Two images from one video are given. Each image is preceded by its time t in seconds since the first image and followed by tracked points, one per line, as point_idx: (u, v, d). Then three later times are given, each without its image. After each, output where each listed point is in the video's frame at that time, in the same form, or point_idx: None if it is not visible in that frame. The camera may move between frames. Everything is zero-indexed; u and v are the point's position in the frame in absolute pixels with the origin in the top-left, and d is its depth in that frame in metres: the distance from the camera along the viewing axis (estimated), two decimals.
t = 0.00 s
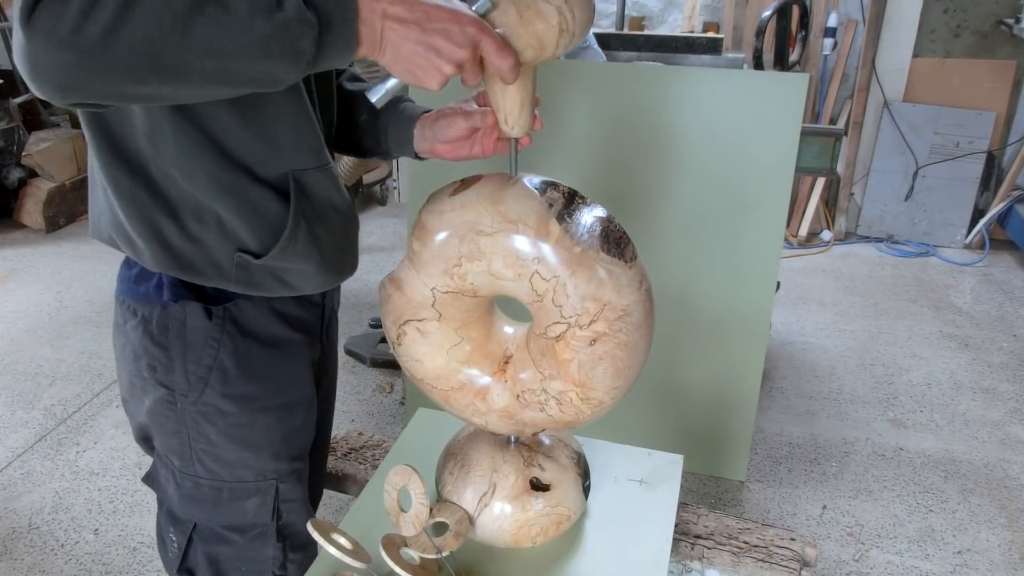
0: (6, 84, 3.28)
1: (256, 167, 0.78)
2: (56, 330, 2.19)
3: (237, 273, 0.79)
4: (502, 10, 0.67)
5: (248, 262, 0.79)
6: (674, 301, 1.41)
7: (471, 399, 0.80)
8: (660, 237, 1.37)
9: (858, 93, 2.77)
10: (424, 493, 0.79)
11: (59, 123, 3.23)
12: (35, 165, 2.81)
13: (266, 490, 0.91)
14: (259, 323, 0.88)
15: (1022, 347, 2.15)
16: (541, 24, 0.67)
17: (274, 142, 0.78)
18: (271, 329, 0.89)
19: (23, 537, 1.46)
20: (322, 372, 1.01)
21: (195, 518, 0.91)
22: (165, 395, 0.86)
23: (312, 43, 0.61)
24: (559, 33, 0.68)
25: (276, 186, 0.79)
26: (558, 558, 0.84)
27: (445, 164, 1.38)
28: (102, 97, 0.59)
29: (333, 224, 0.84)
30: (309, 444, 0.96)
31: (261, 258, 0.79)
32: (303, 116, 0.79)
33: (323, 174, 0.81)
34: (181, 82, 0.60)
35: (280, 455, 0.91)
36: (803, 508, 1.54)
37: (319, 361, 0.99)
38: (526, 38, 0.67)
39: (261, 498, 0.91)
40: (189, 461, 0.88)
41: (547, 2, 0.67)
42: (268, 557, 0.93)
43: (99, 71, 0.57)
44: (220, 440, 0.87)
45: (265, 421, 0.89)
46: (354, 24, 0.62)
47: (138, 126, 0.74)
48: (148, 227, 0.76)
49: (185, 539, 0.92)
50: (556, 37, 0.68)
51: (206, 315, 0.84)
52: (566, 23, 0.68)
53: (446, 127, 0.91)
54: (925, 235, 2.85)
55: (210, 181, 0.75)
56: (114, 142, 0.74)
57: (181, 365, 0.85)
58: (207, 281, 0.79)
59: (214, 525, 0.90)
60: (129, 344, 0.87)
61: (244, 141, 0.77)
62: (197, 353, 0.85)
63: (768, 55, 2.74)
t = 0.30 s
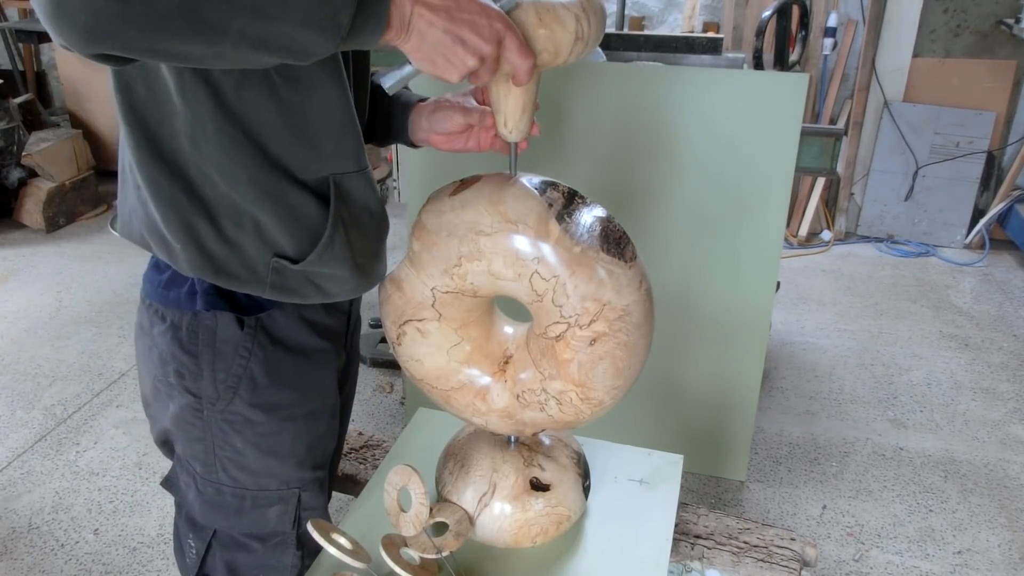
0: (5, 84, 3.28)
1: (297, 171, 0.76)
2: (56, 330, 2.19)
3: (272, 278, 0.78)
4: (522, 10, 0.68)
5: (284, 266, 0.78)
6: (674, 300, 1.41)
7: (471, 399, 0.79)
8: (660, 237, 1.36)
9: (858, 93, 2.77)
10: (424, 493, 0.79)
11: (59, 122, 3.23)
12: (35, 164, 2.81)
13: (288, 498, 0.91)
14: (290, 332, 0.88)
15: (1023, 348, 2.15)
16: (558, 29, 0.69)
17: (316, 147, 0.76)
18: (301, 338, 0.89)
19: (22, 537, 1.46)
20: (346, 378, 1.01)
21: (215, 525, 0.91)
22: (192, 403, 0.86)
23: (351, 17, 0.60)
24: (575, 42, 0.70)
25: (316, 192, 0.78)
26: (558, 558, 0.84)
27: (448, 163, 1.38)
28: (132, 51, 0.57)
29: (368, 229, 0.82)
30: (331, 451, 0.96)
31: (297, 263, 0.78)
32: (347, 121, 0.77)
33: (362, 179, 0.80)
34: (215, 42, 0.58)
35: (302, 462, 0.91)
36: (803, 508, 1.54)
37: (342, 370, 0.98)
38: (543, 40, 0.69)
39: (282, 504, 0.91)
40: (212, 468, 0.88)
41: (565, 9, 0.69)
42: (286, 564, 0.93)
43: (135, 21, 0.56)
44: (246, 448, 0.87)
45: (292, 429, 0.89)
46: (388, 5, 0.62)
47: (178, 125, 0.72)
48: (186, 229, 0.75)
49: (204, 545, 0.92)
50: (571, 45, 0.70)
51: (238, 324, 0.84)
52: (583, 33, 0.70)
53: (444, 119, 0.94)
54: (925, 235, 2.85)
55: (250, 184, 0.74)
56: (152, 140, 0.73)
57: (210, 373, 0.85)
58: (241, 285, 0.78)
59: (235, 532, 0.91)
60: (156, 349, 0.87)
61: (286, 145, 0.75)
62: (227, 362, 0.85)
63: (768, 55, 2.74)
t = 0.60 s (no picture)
0: (6, 84, 3.28)
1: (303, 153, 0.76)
2: (56, 329, 2.19)
3: (280, 260, 0.79)
4: (518, 11, 0.68)
5: (291, 248, 0.78)
6: (674, 300, 1.41)
7: (471, 399, 0.79)
8: (660, 237, 1.37)
9: (858, 93, 2.77)
10: (424, 493, 0.79)
11: (59, 122, 3.23)
12: (35, 164, 2.81)
13: (295, 485, 0.91)
14: (296, 316, 0.88)
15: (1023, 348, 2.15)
16: (554, 27, 0.69)
17: (321, 128, 0.76)
18: (308, 322, 0.89)
19: (22, 537, 1.46)
20: (350, 365, 1.01)
21: (220, 512, 0.91)
22: (198, 387, 0.86)
23: (348, 23, 0.60)
24: (571, 39, 0.70)
25: (322, 172, 0.78)
26: (558, 558, 0.84)
27: (448, 157, 1.37)
28: (128, 55, 0.57)
29: (373, 211, 0.82)
30: (337, 442, 0.96)
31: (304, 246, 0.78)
32: (352, 101, 0.77)
33: (367, 158, 0.80)
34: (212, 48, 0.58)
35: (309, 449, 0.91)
36: (803, 508, 1.54)
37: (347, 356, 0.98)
38: (539, 40, 0.69)
39: (287, 490, 0.91)
40: (218, 455, 0.88)
41: (561, 7, 0.69)
42: (290, 552, 0.93)
43: (133, 27, 0.55)
44: (252, 433, 0.87)
45: (300, 415, 0.89)
46: (387, 7, 0.62)
47: (182, 106, 0.72)
48: (192, 212, 0.74)
49: (208, 533, 0.92)
50: (567, 43, 0.70)
51: (245, 308, 0.84)
52: (579, 30, 0.70)
53: (440, 114, 0.94)
54: (925, 235, 2.85)
55: (257, 165, 0.74)
56: (156, 122, 0.72)
57: (217, 358, 0.84)
58: (248, 268, 0.78)
59: (241, 520, 0.90)
60: (159, 334, 0.87)
61: (292, 126, 0.75)
62: (234, 346, 0.85)
63: (768, 55, 2.74)
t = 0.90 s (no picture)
0: (6, 84, 3.28)
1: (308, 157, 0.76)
2: (56, 329, 2.19)
3: (283, 265, 0.78)
4: (523, 18, 0.68)
5: (294, 253, 0.78)
6: (674, 300, 1.41)
7: (471, 399, 0.80)
8: (660, 238, 1.37)
9: (858, 93, 2.77)
10: (424, 493, 0.79)
11: (59, 122, 3.23)
12: (35, 164, 2.81)
13: (297, 489, 0.91)
14: (299, 321, 0.88)
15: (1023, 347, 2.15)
16: (559, 35, 0.69)
17: (326, 131, 0.76)
18: (310, 327, 0.89)
19: (23, 537, 1.46)
20: (352, 369, 1.01)
21: (222, 517, 0.91)
22: (200, 392, 0.85)
23: (364, 21, 0.60)
24: (574, 48, 0.70)
25: (327, 176, 0.78)
26: (558, 558, 0.84)
27: (449, 158, 1.37)
28: (149, 52, 0.58)
29: (377, 217, 0.82)
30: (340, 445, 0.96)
31: (308, 250, 0.78)
32: (357, 104, 0.77)
33: (372, 162, 0.80)
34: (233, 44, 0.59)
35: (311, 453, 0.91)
36: (803, 508, 1.54)
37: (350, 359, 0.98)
38: (545, 48, 0.69)
39: (288, 493, 0.91)
40: (220, 460, 0.88)
41: (566, 16, 0.69)
42: (292, 555, 0.93)
43: (153, 25, 0.56)
44: (254, 438, 0.87)
45: (302, 420, 0.89)
46: (401, 7, 0.61)
47: (187, 109, 0.72)
48: (195, 215, 0.74)
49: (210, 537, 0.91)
50: (570, 51, 0.70)
51: (248, 313, 0.84)
52: (582, 39, 0.70)
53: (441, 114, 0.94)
54: (925, 235, 2.85)
55: (262, 169, 0.74)
56: (160, 124, 0.72)
57: (219, 363, 0.84)
58: (251, 273, 0.78)
59: (243, 524, 0.90)
60: (162, 339, 0.87)
61: (297, 130, 0.75)
62: (237, 352, 0.85)
63: (768, 55, 2.74)
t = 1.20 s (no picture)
0: (6, 84, 3.28)
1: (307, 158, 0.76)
2: (56, 329, 2.19)
3: (282, 267, 0.78)
4: (517, 55, 0.66)
5: (294, 254, 0.78)
6: (674, 300, 1.41)
7: (471, 399, 0.80)
8: (660, 238, 1.37)
9: (858, 93, 2.77)
10: (424, 493, 0.79)
11: (59, 122, 3.23)
12: (35, 164, 2.81)
13: (297, 489, 0.91)
14: (298, 321, 0.88)
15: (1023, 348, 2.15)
16: (554, 71, 0.67)
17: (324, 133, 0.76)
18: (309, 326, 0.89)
19: (23, 537, 1.46)
20: (351, 369, 1.01)
21: (222, 518, 0.90)
22: (199, 394, 0.85)
23: (358, 59, 0.61)
24: (569, 83, 0.68)
25: (326, 178, 0.78)
26: (558, 558, 0.84)
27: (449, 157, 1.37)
28: (142, 81, 0.57)
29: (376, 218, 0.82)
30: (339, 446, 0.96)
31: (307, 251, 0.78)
32: (354, 105, 0.77)
33: (371, 165, 0.80)
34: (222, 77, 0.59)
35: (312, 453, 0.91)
36: (803, 508, 1.54)
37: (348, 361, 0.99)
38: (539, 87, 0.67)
39: (288, 493, 0.91)
40: (219, 461, 0.88)
41: (561, 52, 0.67)
42: (292, 556, 0.93)
43: (149, 57, 0.55)
44: (253, 439, 0.87)
45: (302, 421, 0.89)
46: (395, 44, 0.62)
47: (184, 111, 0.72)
48: (195, 216, 0.74)
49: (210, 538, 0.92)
50: (564, 88, 0.68)
51: (247, 314, 0.84)
52: (578, 76, 0.68)
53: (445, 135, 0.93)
54: (925, 235, 2.85)
55: (261, 170, 0.74)
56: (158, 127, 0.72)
57: (219, 364, 0.84)
58: (251, 274, 0.78)
59: (243, 525, 0.90)
60: (160, 340, 0.86)
61: (296, 131, 0.75)
62: (236, 353, 0.85)
63: (768, 55, 2.74)
